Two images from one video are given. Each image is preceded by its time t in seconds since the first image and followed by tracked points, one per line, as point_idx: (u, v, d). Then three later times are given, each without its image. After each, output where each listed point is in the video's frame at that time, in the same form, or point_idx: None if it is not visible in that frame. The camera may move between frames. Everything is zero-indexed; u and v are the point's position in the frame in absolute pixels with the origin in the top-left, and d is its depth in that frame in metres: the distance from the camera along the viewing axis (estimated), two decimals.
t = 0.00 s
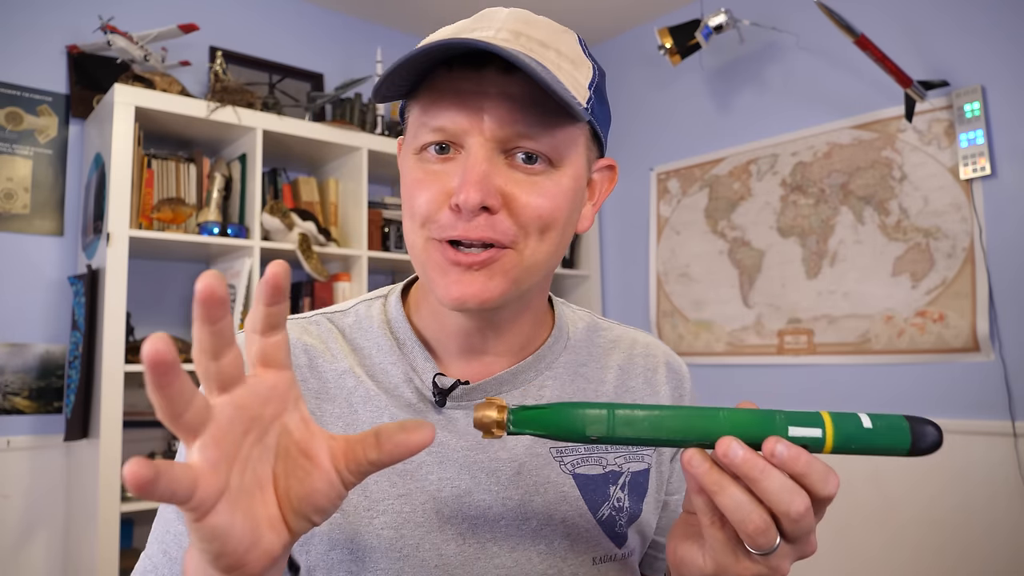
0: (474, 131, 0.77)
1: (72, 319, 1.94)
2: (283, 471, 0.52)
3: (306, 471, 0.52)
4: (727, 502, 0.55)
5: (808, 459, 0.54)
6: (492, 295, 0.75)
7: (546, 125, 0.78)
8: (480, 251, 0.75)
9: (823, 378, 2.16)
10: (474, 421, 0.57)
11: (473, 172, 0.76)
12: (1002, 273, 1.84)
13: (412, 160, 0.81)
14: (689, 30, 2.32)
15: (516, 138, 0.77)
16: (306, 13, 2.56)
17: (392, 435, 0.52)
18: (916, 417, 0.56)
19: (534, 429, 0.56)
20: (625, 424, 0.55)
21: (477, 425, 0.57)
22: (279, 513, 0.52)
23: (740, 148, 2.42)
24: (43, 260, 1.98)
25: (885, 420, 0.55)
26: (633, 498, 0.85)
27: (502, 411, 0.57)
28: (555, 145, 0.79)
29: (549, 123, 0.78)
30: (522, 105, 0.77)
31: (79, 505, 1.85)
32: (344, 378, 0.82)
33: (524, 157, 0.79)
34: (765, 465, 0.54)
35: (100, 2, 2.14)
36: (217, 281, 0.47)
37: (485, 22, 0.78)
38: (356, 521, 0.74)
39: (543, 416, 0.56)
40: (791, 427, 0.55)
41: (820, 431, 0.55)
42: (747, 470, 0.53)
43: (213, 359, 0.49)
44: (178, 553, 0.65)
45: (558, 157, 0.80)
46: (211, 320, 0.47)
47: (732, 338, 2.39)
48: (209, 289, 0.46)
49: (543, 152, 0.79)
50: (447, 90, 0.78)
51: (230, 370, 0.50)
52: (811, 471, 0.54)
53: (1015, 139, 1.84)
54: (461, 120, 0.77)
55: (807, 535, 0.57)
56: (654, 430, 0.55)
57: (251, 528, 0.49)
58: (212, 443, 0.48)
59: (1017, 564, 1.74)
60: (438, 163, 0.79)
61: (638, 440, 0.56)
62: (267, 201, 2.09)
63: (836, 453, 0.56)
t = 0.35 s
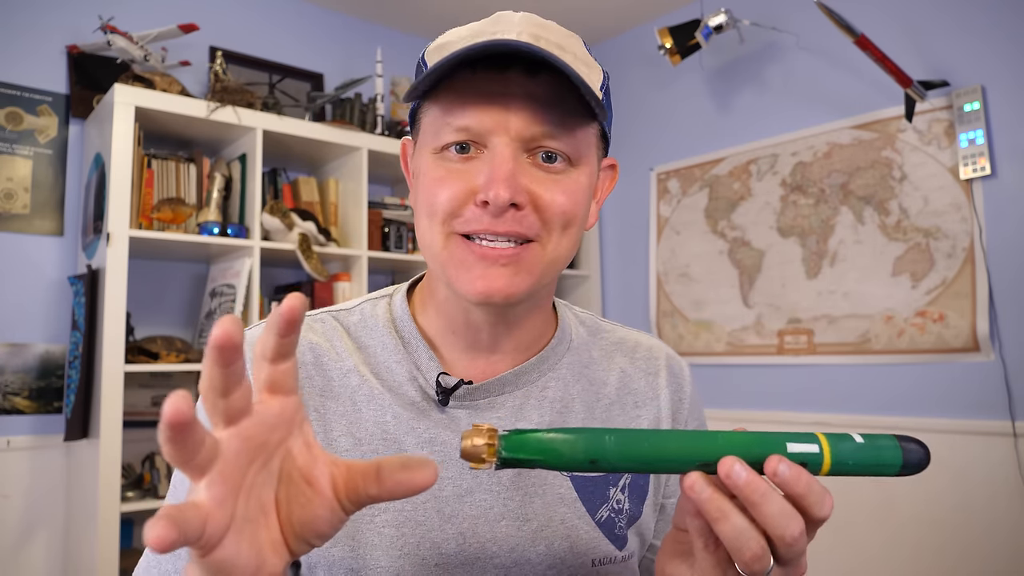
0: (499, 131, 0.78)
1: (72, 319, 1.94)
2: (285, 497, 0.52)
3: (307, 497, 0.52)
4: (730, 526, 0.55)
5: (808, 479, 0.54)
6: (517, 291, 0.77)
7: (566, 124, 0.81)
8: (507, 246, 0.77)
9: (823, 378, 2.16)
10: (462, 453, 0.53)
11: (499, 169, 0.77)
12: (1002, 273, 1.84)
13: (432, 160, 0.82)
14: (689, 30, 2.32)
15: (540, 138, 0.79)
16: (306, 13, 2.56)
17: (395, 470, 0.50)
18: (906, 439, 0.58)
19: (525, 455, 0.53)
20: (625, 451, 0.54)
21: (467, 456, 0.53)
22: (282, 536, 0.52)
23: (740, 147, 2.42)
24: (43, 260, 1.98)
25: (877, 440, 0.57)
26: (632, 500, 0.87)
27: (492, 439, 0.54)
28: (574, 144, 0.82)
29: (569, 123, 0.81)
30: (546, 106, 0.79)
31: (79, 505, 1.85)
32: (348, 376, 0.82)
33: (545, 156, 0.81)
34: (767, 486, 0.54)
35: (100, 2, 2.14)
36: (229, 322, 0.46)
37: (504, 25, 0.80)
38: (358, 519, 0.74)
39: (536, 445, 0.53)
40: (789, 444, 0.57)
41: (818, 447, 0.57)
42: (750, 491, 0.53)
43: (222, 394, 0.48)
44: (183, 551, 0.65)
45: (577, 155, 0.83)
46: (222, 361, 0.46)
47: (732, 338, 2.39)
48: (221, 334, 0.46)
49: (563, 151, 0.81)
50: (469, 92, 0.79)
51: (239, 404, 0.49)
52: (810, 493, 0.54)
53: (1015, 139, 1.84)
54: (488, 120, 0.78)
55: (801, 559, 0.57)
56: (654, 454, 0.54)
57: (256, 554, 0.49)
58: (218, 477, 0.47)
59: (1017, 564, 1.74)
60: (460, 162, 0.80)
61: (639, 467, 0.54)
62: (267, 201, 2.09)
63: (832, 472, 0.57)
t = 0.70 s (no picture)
0: (528, 143, 0.79)
1: (72, 319, 1.94)
2: (292, 446, 0.53)
3: (315, 447, 0.53)
4: None
5: (759, 526, 0.50)
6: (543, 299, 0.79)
7: (583, 135, 0.83)
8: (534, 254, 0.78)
9: (823, 378, 2.16)
10: (364, 504, 0.48)
11: (528, 180, 0.78)
12: (1001, 273, 1.84)
13: (450, 169, 0.80)
14: (689, 30, 2.32)
15: (564, 149, 0.81)
16: (306, 13, 2.56)
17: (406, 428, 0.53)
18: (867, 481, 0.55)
19: (438, 501, 0.48)
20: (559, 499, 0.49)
21: (367, 507, 0.48)
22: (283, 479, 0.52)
23: (740, 147, 2.42)
24: (43, 260, 1.98)
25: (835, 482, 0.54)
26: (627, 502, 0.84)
27: (398, 489, 0.49)
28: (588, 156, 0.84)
29: (585, 134, 0.84)
30: (570, 118, 0.81)
31: (79, 505, 1.85)
32: (345, 368, 0.83)
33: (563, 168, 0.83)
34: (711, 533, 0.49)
35: (100, 2, 2.14)
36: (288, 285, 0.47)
37: (518, 34, 0.81)
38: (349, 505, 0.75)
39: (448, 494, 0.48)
40: (734, 482, 0.53)
41: (767, 483, 0.54)
42: (692, 538, 0.49)
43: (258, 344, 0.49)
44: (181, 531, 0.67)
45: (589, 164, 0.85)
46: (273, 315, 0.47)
47: (732, 338, 2.39)
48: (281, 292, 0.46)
49: (580, 163, 0.83)
50: (494, 99, 0.78)
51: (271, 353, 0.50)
52: (761, 542, 0.50)
53: (1015, 139, 1.84)
54: (517, 133, 0.78)
55: None
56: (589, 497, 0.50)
57: (260, 492, 0.50)
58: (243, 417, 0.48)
59: (1017, 564, 1.74)
60: (482, 172, 0.79)
61: (571, 517, 0.49)
62: (267, 201, 2.09)
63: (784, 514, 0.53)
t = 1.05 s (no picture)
0: (540, 146, 0.79)
1: (72, 319, 1.94)
2: (336, 450, 0.52)
3: (361, 449, 0.53)
4: None
5: (725, 527, 0.50)
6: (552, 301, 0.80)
7: (590, 139, 0.85)
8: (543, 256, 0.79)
9: (823, 378, 2.16)
10: (315, 509, 0.48)
11: (541, 182, 0.78)
12: (1002, 273, 1.84)
13: (461, 168, 0.80)
14: (689, 30, 2.31)
15: (572, 153, 0.82)
16: (306, 13, 2.56)
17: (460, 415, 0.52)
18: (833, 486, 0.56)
19: (392, 506, 0.48)
20: (513, 502, 0.49)
21: (320, 511, 0.48)
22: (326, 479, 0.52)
23: (740, 147, 2.42)
24: (43, 260, 1.98)
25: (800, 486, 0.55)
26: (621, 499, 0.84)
27: (351, 494, 0.49)
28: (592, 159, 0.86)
29: (590, 139, 0.85)
30: (578, 122, 0.82)
31: (79, 504, 1.85)
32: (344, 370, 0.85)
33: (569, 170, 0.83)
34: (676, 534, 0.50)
35: (100, 2, 2.14)
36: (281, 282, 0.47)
37: (530, 40, 0.82)
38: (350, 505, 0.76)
39: (402, 496, 0.48)
40: (700, 483, 0.54)
41: (732, 486, 0.55)
42: (655, 540, 0.49)
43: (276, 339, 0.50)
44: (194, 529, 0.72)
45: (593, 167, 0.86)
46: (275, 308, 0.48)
47: (732, 338, 2.39)
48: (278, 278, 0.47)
49: (585, 166, 0.84)
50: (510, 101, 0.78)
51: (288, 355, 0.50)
52: (726, 542, 0.50)
53: (1015, 139, 1.85)
54: (529, 134, 0.79)
55: None
56: (547, 500, 0.50)
57: (296, 491, 0.50)
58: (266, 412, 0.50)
59: (1018, 564, 1.74)
60: (494, 173, 0.79)
61: (527, 521, 0.49)
62: (267, 201, 2.09)
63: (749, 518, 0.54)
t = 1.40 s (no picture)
0: (471, 133, 0.80)
1: (72, 319, 1.94)
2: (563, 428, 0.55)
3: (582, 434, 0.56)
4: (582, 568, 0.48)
5: (675, 513, 0.46)
6: (497, 286, 0.79)
7: (534, 123, 0.83)
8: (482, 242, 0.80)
9: (823, 378, 2.16)
10: (256, 490, 0.44)
11: (472, 169, 0.80)
12: (1002, 273, 1.84)
13: (409, 163, 0.84)
14: (689, 30, 2.31)
15: (511, 137, 0.81)
16: (306, 13, 2.56)
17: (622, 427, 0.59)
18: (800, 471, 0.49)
19: (333, 486, 0.44)
20: (463, 485, 0.44)
21: (258, 492, 0.44)
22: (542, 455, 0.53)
23: (740, 147, 2.42)
24: (43, 260, 1.98)
25: (764, 472, 0.48)
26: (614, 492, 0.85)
27: (293, 475, 0.45)
28: (542, 142, 0.83)
29: (537, 122, 0.83)
30: (514, 106, 0.81)
31: (79, 504, 1.86)
32: (360, 351, 0.84)
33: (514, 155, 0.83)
34: (626, 520, 0.45)
35: (100, 2, 2.14)
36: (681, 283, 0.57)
37: (468, 34, 0.83)
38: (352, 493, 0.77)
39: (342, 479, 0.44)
40: (652, 468, 0.48)
41: (687, 470, 0.48)
42: (602, 528, 0.45)
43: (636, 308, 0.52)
44: (239, 489, 0.67)
45: (546, 152, 0.84)
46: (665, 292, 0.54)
47: (732, 338, 2.39)
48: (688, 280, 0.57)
49: (533, 149, 0.83)
50: (439, 95, 0.81)
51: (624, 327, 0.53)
52: (675, 529, 0.46)
53: (1015, 139, 1.85)
54: (459, 123, 0.80)
55: None
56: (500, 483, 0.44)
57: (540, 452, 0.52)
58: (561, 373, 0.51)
59: (1017, 564, 1.74)
60: (436, 165, 0.82)
61: (474, 506, 0.44)
62: (267, 201, 2.09)
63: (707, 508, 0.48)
